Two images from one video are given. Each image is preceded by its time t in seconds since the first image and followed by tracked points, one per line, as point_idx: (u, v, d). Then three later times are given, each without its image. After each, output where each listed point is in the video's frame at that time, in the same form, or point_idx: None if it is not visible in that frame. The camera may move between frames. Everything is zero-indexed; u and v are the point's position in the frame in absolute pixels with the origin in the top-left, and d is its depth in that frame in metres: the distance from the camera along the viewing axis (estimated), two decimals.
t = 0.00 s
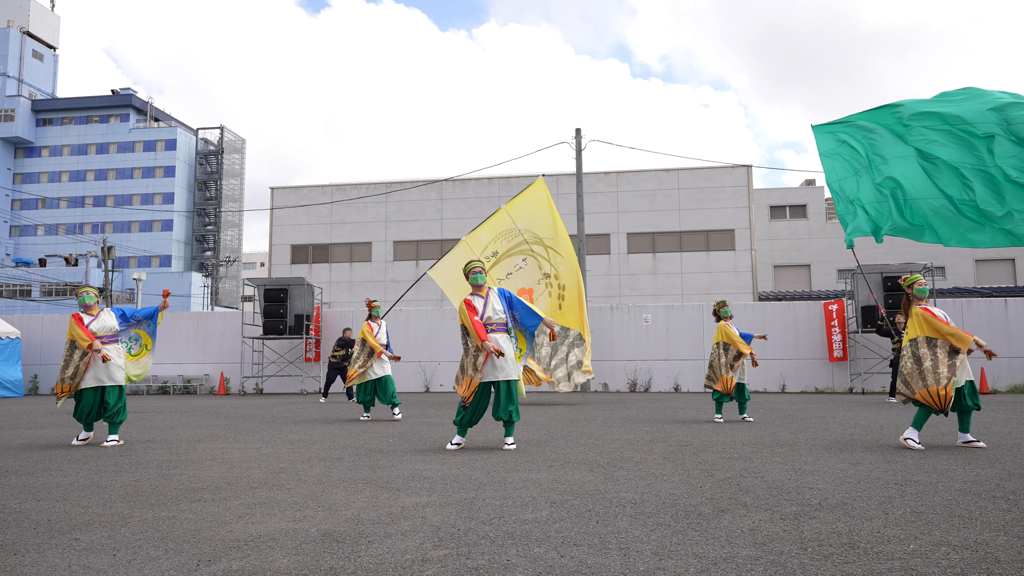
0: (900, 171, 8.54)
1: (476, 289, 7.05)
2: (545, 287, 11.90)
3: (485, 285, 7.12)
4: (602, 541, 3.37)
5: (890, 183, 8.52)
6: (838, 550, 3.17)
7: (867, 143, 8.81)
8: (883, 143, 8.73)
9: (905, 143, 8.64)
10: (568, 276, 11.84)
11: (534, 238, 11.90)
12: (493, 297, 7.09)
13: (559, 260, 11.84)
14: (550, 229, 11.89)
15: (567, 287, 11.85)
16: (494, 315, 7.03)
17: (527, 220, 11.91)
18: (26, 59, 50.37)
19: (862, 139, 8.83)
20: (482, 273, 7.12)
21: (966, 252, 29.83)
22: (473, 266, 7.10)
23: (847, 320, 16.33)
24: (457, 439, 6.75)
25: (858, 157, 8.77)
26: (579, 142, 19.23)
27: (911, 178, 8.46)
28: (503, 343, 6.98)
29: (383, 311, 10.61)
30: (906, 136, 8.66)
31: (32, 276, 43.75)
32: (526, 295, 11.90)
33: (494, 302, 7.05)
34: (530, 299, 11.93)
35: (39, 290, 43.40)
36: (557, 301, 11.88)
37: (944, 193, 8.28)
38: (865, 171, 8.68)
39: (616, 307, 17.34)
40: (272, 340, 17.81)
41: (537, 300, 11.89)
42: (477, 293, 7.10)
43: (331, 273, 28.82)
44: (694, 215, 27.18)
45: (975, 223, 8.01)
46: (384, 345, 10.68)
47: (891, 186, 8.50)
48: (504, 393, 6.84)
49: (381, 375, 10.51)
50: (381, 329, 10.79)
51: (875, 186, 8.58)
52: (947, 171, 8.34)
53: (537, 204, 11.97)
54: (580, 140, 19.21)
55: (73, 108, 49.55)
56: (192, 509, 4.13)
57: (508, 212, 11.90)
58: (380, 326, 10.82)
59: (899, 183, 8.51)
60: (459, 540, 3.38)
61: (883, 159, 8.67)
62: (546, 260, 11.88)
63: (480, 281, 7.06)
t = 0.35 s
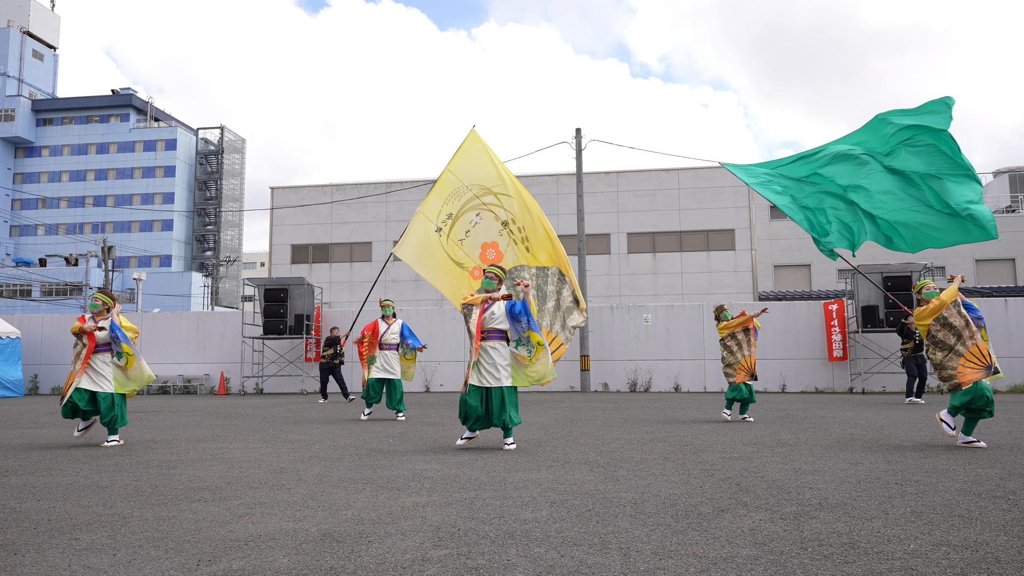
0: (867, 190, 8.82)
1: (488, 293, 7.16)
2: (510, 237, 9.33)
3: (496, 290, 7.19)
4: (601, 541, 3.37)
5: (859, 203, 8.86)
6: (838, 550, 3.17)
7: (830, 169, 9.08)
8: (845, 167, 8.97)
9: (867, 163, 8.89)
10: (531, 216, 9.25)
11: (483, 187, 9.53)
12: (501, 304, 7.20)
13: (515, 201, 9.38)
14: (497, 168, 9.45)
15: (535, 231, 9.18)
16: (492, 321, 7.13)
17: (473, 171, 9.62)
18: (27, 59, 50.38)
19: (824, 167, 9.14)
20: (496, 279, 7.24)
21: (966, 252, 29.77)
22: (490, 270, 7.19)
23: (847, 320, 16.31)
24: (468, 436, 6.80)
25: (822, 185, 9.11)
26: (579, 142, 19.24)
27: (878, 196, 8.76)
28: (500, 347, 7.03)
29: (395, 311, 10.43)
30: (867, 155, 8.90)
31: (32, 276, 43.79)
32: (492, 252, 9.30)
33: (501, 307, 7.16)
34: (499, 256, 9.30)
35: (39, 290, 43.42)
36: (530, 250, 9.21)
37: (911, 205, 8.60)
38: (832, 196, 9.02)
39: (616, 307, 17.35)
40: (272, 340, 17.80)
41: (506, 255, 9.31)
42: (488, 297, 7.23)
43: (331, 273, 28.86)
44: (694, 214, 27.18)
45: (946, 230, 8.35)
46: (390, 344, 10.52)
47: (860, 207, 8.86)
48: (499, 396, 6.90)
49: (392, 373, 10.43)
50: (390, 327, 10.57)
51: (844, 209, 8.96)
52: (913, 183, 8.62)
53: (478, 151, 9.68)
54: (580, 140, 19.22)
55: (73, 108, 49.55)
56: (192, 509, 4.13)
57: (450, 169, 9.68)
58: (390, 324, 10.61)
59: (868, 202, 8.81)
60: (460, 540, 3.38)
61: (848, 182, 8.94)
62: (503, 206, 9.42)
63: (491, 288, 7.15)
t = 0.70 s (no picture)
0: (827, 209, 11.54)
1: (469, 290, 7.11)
2: (465, 202, 10.10)
3: (479, 289, 7.11)
4: (601, 541, 3.37)
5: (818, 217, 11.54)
6: (838, 550, 3.17)
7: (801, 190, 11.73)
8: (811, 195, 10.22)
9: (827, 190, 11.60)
10: (483, 181, 10.14)
11: (437, 156, 9.87)
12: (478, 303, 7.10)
13: (469, 167, 9.96)
14: (448, 140, 9.87)
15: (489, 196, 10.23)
16: (468, 320, 7.05)
17: (423, 142, 9.85)
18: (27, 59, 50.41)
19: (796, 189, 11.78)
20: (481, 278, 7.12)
21: (966, 251, 29.73)
22: (476, 270, 7.09)
23: (847, 320, 16.32)
24: (445, 441, 6.74)
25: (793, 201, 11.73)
26: (579, 142, 19.24)
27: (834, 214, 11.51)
28: (465, 346, 6.94)
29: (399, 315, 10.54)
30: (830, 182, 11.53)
31: (33, 276, 43.80)
32: (451, 218, 9.99)
33: (474, 307, 7.06)
34: (458, 222, 10.04)
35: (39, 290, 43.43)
36: (485, 212, 10.25)
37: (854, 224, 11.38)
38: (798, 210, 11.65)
39: (616, 307, 17.37)
40: (272, 340, 17.80)
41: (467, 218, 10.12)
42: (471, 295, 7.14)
43: (331, 273, 28.86)
44: (694, 215, 27.19)
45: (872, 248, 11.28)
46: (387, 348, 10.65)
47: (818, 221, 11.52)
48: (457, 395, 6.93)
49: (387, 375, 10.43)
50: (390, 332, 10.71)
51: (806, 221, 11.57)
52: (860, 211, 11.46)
53: (422, 120, 9.97)
54: (580, 140, 19.24)
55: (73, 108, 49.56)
56: (192, 509, 4.13)
57: (400, 141, 9.80)
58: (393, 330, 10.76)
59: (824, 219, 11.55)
60: (460, 541, 3.38)
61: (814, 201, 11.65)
62: (456, 173, 9.92)
63: (475, 286, 7.06)
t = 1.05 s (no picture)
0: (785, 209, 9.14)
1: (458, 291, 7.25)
2: (423, 183, 9.49)
3: (467, 291, 7.21)
4: (602, 541, 3.37)
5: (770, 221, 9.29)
6: (839, 550, 3.17)
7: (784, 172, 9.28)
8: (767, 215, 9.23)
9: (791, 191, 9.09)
10: (437, 158, 9.47)
11: (391, 137, 9.54)
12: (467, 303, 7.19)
13: (424, 148, 9.47)
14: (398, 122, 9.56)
15: (444, 171, 9.47)
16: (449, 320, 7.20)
17: (380, 124, 9.60)
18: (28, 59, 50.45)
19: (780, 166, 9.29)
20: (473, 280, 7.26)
21: (967, 251, 29.70)
22: (464, 271, 7.23)
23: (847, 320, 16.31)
24: (447, 441, 6.70)
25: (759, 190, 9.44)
26: (579, 142, 19.23)
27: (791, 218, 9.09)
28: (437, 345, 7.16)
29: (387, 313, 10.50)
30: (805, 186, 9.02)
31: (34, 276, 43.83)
32: (410, 200, 9.47)
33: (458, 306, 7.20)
34: (416, 202, 9.48)
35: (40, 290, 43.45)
36: (442, 191, 9.48)
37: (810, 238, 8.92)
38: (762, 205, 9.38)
39: (617, 307, 17.38)
40: (272, 340, 17.80)
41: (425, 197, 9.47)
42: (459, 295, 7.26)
43: (332, 273, 28.86)
44: (694, 215, 27.21)
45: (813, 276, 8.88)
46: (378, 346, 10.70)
47: (766, 224, 9.34)
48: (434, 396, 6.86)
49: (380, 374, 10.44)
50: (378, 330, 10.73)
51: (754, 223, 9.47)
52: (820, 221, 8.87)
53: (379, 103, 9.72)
54: (580, 140, 19.23)
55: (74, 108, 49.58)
56: (193, 509, 4.13)
57: (357, 126, 9.61)
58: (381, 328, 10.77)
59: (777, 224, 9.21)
60: (460, 541, 3.38)
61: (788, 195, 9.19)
62: (411, 153, 9.49)
63: (463, 288, 7.18)
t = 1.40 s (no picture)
0: (829, 193, 7.89)
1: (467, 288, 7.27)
2: (375, 173, 9.42)
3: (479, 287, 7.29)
4: (603, 541, 3.37)
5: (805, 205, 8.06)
6: (839, 550, 3.17)
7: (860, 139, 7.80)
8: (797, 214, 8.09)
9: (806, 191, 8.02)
10: (388, 146, 9.43)
11: (346, 131, 9.72)
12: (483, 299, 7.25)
13: (372, 139, 9.52)
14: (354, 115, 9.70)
15: (395, 159, 9.31)
16: (473, 317, 7.15)
17: (341, 120, 9.82)
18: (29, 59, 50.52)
19: (859, 129, 7.82)
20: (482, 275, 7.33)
21: (967, 251, 29.66)
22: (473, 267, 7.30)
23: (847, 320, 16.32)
24: (446, 440, 6.74)
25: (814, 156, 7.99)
26: (579, 142, 19.24)
27: (830, 206, 7.87)
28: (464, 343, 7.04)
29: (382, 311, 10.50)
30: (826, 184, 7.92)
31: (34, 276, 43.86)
32: (364, 192, 9.46)
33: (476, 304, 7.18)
34: (371, 193, 9.42)
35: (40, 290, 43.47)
36: (393, 181, 9.32)
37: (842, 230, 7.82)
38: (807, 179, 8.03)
39: (617, 307, 17.39)
40: (273, 340, 17.80)
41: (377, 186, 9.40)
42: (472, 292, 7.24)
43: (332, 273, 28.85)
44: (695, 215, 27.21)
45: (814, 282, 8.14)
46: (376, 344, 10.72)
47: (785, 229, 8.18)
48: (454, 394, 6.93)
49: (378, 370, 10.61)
50: (375, 328, 10.75)
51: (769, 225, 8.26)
52: (862, 215, 7.71)
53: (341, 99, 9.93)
54: (581, 140, 19.25)
55: (74, 108, 49.64)
56: (194, 509, 4.14)
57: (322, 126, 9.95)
58: (377, 325, 10.76)
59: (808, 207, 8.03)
60: (460, 540, 3.38)
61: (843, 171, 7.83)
62: (363, 144, 9.57)
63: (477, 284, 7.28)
